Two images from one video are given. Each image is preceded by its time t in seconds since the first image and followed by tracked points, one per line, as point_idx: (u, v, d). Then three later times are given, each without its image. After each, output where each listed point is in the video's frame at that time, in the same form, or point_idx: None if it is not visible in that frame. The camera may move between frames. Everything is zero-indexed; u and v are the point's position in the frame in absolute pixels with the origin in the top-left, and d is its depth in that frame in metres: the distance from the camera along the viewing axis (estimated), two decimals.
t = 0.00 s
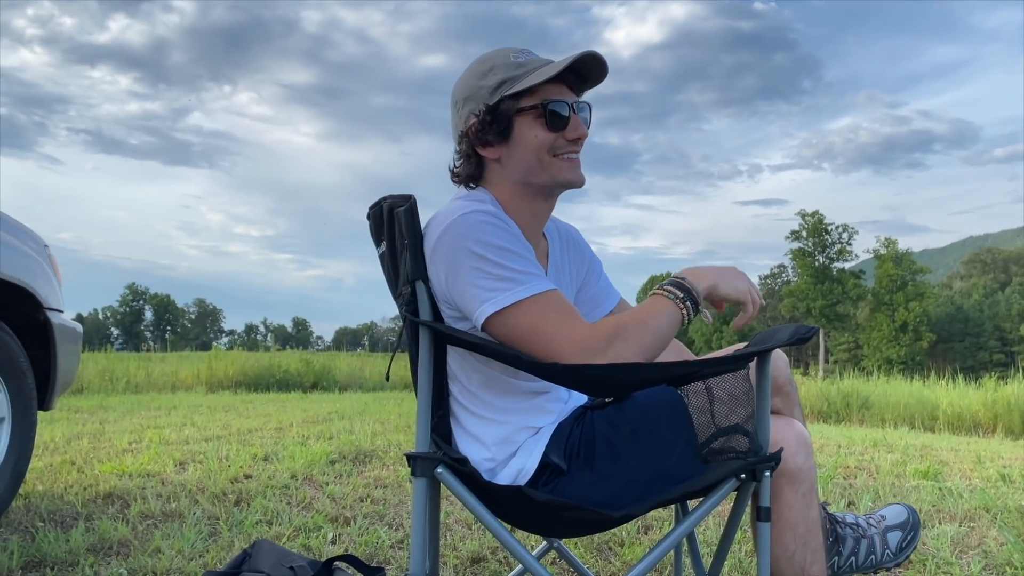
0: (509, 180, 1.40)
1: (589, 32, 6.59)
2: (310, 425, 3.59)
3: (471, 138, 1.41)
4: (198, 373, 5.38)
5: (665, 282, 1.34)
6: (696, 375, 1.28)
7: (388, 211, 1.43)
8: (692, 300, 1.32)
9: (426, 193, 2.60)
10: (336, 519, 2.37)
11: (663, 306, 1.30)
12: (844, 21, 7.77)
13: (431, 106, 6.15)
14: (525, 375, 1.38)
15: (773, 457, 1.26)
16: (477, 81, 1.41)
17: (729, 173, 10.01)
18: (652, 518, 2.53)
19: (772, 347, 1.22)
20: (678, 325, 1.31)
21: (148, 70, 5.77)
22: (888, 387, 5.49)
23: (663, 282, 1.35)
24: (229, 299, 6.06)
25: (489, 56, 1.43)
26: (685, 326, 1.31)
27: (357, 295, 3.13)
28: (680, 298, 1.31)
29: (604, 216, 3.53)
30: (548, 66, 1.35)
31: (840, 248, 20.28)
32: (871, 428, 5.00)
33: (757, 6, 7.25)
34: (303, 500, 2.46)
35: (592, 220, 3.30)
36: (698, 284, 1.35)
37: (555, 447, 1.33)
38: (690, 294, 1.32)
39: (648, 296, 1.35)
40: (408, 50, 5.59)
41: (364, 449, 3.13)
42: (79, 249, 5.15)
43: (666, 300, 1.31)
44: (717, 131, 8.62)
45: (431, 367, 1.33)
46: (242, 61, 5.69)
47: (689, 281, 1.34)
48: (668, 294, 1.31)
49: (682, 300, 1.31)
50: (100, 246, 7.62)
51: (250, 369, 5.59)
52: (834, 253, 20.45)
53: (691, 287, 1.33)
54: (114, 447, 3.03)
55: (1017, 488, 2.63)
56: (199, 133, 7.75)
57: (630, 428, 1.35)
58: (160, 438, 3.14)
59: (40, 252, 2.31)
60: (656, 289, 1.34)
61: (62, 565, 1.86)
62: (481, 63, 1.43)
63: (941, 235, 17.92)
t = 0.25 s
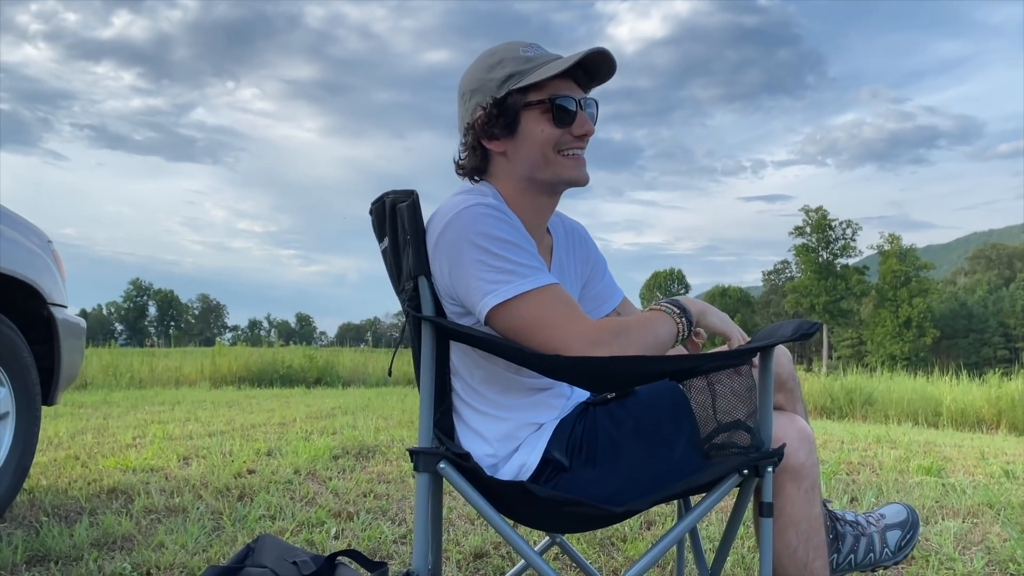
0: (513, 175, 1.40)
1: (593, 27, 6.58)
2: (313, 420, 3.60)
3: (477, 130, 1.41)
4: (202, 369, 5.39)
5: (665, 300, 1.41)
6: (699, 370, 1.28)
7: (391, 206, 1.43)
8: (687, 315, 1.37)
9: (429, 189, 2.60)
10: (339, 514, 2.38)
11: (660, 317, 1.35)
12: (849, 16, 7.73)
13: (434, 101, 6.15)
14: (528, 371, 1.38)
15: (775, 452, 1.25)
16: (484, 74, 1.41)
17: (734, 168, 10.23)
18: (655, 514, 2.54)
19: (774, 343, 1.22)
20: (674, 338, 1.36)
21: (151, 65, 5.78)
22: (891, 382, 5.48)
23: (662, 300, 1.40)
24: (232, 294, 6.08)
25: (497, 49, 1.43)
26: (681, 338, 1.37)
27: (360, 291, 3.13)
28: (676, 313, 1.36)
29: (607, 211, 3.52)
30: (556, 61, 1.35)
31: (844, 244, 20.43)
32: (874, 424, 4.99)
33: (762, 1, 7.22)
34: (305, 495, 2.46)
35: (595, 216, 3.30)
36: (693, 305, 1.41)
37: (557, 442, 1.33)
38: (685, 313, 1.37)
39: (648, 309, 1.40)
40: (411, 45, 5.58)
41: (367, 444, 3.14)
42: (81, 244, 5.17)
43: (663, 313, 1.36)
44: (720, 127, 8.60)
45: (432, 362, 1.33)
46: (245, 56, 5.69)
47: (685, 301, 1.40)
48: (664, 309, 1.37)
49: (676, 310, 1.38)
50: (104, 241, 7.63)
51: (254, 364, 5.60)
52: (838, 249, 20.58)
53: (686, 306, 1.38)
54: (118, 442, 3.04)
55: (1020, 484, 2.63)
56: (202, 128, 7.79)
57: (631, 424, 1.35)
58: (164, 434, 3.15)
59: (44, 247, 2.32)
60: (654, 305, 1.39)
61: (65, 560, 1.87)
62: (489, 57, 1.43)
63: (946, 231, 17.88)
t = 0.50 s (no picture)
0: (510, 174, 1.40)
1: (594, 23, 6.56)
2: (315, 417, 3.60)
3: (473, 129, 1.42)
4: (205, 365, 5.40)
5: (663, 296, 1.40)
6: (702, 365, 1.28)
7: (393, 202, 1.44)
8: (684, 311, 1.36)
9: (432, 185, 2.60)
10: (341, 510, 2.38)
11: (658, 313, 1.35)
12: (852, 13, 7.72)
13: (436, 98, 6.15)
14: (530, 367, 1.38)
15: (778, 448, 1.25)
16: (481, 72, 1.42)
17: (736, 165, 10.22)
18: (657, 509, 2.54)
19: (777, 338, 1.22)
20: (673, 333, 1.36)
21: (153, 62, 5.78)
22: (894, 379, 5.48)
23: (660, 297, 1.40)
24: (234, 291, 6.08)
25: (493, 48, 1.44)
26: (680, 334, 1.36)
27: (362, 287, 3.14)
28: (673, 308, 1.36)
29: (609, 207, 3.53)
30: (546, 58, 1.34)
31: (847, 241, 20.41)
32: (876, 420, 4.98)
33: None
34: (308, 492, 2.47)
35: (597, 212, 3.30)
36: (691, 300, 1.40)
37: (560, 438, 1.33)
38: (683, 308, 1.37)
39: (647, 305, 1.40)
40: (413, 42, 5.58)
41: (369, 440, 3.15)
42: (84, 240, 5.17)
43: (661, 309, 1.36)
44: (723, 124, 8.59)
45: (435, 358, 1.33)
46: (247, 53, 5.69)
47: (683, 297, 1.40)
48: (663, 304, 1.37)
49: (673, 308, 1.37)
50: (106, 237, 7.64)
51: (256, 360, 5.61)
52: (840, 245, 20.53)
53: (683, 301, 1.38)
54: (121, 438, 3.04)
55: (1022, 480, 2.63)
56: (204, 125, 7.89)
57: (633, 420, 1.35)
58: (167, 430, 3.15)
59: (47, 244, 2.32)
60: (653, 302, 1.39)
61: (69, 555, 1.87)
62: (486, 55, 1.44)
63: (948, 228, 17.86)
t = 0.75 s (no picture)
0: (510, 172, 1.40)
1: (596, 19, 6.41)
2: (318, 414, 3.61)
3: (475, 128, 1.43)
4: (207, 363, 5.40)
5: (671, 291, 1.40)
6: (706, 362, 1.28)
7: (397, 197, 1.43)
8: (693, 306, 1.36)
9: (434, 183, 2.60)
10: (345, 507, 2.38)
11: (666, 308, 1.35)
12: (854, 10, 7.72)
13: (438, 95, 6.15)
14: (535, 363, 1.38)
15: (782, 444, 1.25)
16: (482, 70, 1.41)
17: (738, 163, 10.22)
18: (660, 507, 2.53)
19: (781, 335, 1.22)
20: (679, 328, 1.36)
21: (154, 60, 5.77)
22: (895, 376, 5.48)
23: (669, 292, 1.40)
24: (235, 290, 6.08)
25: (495, 45, 1.43)
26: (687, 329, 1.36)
27: (365, 284, 3.15)
28: (682, 304, 1.35)
29: (611, 204, 3.53)
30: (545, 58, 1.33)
31: (850, 238, 20.67)
32: (878, 417, 4.98)
33: None
34: (311, 489, 2.47)
35: (599, 209, 3.30)
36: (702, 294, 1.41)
37: (565, 435, 1.33)
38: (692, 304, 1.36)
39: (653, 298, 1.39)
40: (415, 39, 5.58)
41: (372, 437, 3.15)
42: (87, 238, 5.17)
43: (669, 304, 1.36)
44: (723, 121, 8.59)
45: (439, 354, 1.33)
46: (249, 50, 5.68)
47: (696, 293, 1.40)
48: (670, 299, 1.37)
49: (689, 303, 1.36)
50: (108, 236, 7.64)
51: (258, 358, 5.61)
52: (843, 242, 20.74)
53: (693, 297, 1.38)
54: (123, 436, 3.04)
55: None
56: (205, 125, 7.89)
57: (638, 417, 1.35)
58: (169, 428, 3.16)
59: (50, 241, 2.32)
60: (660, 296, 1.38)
61: (73, 552, 1.87)
62: (489, 52, 1.43)
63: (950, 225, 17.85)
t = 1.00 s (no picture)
0: (513, 169, 1.40)
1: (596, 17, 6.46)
2: (319, 413, 3.60)
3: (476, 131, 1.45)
4: (209, 362, 5.40)
5: (672, 241, 1.27)
6: (708, 359, 1.28)
7: (399, 197, 1.44)
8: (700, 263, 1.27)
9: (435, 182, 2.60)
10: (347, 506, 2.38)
11: (675, 274, 1.25)
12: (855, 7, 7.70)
13: (438, 94, 6.14)
14: (537, 361, 1.38)
15: (784, 442, 1.25)
16: (478, 73, 1.42)
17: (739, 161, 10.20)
18: (663, 505, 2.54)
19: (783, 333, 1.22)
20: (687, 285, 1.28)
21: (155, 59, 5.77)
22: (897, 374, 5.47)
23: (670, 241, 1.27)
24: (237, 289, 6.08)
25: (492, 48, 1.44)
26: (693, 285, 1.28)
27: (366, 283, 3.14)
28: (692, 266, 1.26)
29: (613, 202, 3.52)
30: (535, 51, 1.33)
31: (851, 236, 20.44)
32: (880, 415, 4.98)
33: None
34: (313, 488, 2.47)
35: (600, 208, 3.30)
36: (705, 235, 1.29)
37: (568, 433, 1.33)
38: (701, 256, 1.27)
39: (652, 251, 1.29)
40: (416, 38, 5.57)
41: (374, 436, 3.15)
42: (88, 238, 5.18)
43: (678, 267, 1.26)
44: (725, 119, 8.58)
45: (441, 352, 1.34)
46: (249, 50, 5.67)
47: (699, 236, 1.29)
48: (678, 259, 1.26)
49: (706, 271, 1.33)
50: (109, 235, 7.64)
51: (260, 358, 5.61)
52: (845, 240, 20.61)
53: (702, 247, 1.27)
54: (126, 434, 3.05)
55: None
56: (206, 123, 7.67)
57: (641, 415, 1.35)
58: (172, 427, 3.16)
59: (52, 241, 2.32)
60: (663, 249, 1.27)
61: (76, 551, 1.88)
62: (485, 56, 1.44)
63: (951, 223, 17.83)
